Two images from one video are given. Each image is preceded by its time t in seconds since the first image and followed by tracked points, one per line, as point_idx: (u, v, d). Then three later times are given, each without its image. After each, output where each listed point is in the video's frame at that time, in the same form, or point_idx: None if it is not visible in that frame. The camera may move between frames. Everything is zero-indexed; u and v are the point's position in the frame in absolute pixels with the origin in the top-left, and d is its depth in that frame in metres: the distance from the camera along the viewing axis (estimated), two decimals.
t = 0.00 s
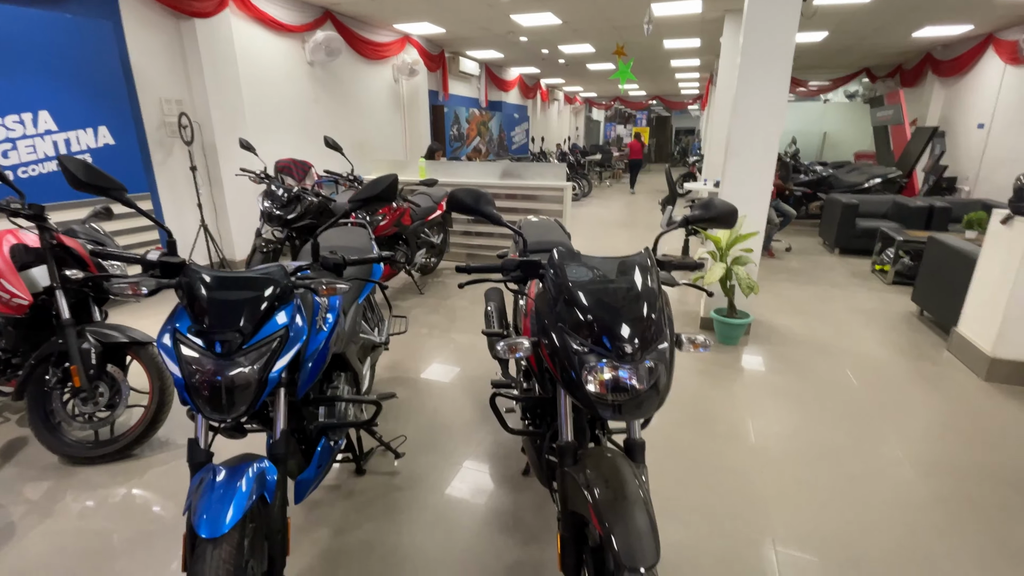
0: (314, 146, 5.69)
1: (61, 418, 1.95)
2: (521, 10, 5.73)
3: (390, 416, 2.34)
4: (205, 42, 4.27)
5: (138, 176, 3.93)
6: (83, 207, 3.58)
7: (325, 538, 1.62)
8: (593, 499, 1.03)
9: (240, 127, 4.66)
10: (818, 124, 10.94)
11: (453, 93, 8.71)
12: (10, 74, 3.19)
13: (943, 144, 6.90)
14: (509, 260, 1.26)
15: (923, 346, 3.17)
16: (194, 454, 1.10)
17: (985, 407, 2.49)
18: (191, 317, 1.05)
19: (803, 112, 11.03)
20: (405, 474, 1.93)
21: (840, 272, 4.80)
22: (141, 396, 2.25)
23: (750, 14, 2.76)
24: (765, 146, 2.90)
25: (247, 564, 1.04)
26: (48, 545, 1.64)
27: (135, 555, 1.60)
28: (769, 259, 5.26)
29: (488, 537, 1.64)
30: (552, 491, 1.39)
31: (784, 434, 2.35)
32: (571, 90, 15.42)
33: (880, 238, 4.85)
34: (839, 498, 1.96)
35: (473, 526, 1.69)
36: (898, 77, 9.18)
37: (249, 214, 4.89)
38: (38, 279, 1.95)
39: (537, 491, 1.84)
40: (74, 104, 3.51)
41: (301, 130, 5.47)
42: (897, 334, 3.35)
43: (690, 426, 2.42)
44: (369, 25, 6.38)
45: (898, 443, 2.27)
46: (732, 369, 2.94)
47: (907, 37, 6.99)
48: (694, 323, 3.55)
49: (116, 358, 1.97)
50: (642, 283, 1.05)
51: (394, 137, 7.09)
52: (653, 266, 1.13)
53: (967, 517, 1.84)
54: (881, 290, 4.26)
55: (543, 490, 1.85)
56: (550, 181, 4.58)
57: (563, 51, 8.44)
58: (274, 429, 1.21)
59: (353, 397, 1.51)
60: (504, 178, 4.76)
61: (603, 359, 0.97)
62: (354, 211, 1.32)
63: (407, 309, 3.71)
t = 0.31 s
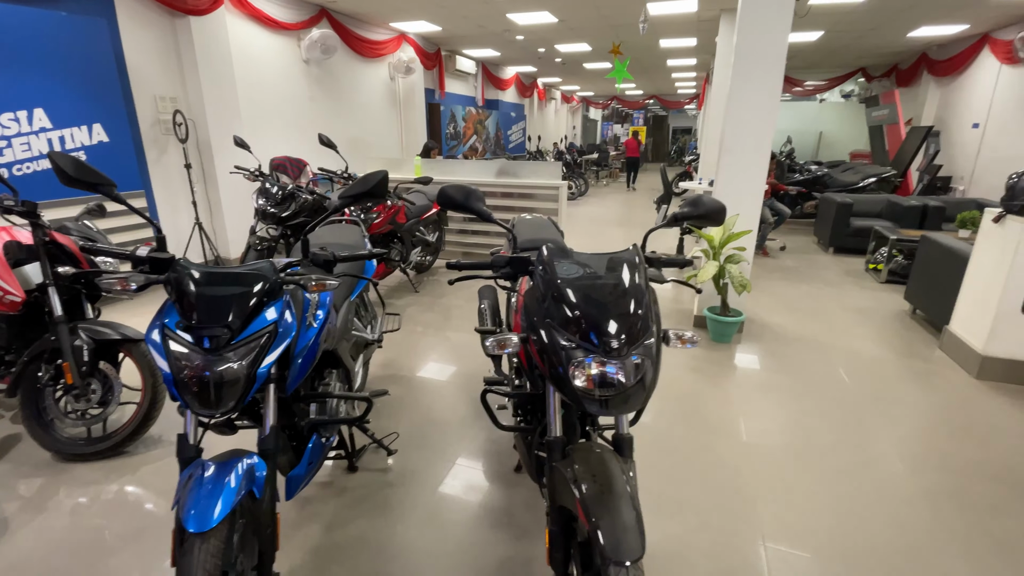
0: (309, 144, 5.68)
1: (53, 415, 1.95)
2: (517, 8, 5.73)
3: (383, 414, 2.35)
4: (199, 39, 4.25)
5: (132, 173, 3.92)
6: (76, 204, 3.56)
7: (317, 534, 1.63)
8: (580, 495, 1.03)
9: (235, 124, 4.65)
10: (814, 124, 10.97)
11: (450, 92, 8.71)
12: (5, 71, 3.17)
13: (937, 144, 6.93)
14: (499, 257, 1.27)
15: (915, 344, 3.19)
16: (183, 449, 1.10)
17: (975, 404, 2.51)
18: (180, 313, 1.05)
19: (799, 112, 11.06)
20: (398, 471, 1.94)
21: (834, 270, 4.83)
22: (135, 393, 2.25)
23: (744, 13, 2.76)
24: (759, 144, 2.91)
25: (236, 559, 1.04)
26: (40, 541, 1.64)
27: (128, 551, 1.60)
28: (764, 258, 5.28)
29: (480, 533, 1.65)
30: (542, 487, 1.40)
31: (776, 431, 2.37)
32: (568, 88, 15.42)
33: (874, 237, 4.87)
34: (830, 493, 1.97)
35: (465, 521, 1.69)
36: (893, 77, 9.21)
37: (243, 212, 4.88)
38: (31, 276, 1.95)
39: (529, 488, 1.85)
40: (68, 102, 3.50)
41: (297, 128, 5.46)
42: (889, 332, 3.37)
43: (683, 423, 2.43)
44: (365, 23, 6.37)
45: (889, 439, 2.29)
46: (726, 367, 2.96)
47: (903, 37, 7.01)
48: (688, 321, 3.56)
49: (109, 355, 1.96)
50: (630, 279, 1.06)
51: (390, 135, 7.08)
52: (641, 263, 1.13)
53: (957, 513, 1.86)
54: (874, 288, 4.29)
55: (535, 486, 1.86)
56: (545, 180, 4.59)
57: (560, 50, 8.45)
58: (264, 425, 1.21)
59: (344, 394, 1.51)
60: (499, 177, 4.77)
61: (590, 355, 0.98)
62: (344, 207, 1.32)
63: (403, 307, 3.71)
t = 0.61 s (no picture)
0: (316, 152, 5.75)
1: (58, 417, 1.98)
2: (521, 19, 5.80)
3: (382, 419, 2.37)
4: (209, 50, 4.34)
5: (140, 180, 3.99)
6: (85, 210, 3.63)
7: (313, 537, 1.65)
8: (568, 501, 1.05)
9: (242, 133, 4.73)
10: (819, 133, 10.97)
11: (455, 101, 8.80)
12: (19, 80, 3.26)
13: (942, 155, 6.92)
14: (492, 266, 1.30)
15: (917, 354, 3.18)
16: (181, 451, 1.13)
17: (976, 416, 2.49)
18: (180, 318, 1.09)
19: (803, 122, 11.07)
20: (395, 476, 1.96)
21: (837, 280, 4.82)
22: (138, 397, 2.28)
23: (743, 25, 2.79)
24: (758, 154, 2.93)
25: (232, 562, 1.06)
26: (42, 541, 1.67)
27: (128, 553, 1.62)
28: (767, 267, 5.28)
29: (474, 539, 1.66)
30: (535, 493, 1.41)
31: (775, 441, 2.36)
32: (573, 98, 15.52)
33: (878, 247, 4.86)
34: (826, 503, 1.97)
35: (460, 527, 1.71)
36: (899, 87, 9.21)
37: (249, 218, 4.95)
38: (39, 280, 1.99)
39: (524, 495, 1.86)
40: (79, 110, 3.58)
41: (303, 136, 5.54)
42: (891, 343, 3.36)
43: (680, 431, 2.44)
44: (372, 33, 6.47)
45: (888, 450, 2.28)
46: (725, 376, 2.96)
47: (907, 48, 7.03)
48: (689, 330, 3.57)
49: (114, 359, 2.00)
50: (618, 288, 1.08)
51: (395, 143, 7.16)
52: (630, 273, 1.16)
53: (954, 525, 1.85)
54: (877, 298, 4.27)
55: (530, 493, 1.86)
56: (548, 188, 4.63)
57: (564, 60, 8.53)
58: (260, 428, 1.24)
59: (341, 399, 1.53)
60: (502, 186, 4.81)
61: (578, 362, 1.00)
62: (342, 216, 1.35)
63: (405, 314, 3.74)
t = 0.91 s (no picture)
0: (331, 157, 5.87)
1: (76, 413, 2.06)
2: (533, 26, 5.86)
3: (388, 420, 2.42)
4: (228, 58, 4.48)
5: (160, 185, 4.13)
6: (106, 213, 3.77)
7: (316, 533, 1.69)
8: (556, 501, 1.07)
9: (259, 138, 4.86)
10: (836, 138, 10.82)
11: (469, 107, 8.89)
12: (46, 88, 3.39)
13: (962, 160, 6.76)
14: (489, 269, 1.34)
15: (929, 363, 3.13)
16: (187, 445, 1.18)
17: (987, 426, 2.45)
18: (188, 317, 1.14)
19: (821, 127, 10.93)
20: (397, 476, 2.00)
21: (851, 287, 4.75)
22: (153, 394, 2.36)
23: (751, 31, 2.80)
24: (766, 160, 2.92)
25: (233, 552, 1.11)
26: (59, 530, 1.74)
27: (138, 544, 1.69)
28: (779, 273, 5.23)
29: (473, 538, 1.69)
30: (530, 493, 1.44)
31: (778, 448, 2.35)
32: (587, 103, 15.55)
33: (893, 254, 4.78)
34: (828, 512, 1.96)
35: (458, 527, 1.74)
36: (918, 91, 9.06)
37: (265, 222, 5.07)
38: (61, 280, 2.08)
39: (523, 496, 1.88)
40: (104, 117, 3.72)
41: (318, 142, 5.66)
42: (904, 352, 3.31)
43: (682, 437, 2.44)
44: (387, 41, 6.59)
45: (894, 460, 2.25)
46: (731, 382, 2.95)
47: (925, 52, 6.92)
48: (696, 335, 3.56)
49: (130, 357, 2.08)
50: (608, 292, 1.11)
51: (409, 148, 7.26)
52: (621, 278, 1.18)
53: (959, 536, 1.82)
54: (892, 306, 4.20)
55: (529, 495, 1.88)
56: (558, 193, 4.66)
57: (577, 66, 8.57)
58: (263, 424, 1.29)
59: (344, 398, 1.58)
60: (513, 190, 4.85)
61: (566, 364, 1.02)
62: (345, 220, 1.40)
63: (414, 316, 3.79)
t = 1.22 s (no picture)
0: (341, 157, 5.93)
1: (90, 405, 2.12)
2: (542, 25, 5.88)
3: (392, 415, 2.45)
4: (240, 59, 4.55)
5: (174, 183, 4.21)
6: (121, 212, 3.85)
7: (319, 525, 1.72)
8: (551, 495, 1.08)
9: (270, 138, 4.93)
10: (850, 137, 10.67)
11: (478, 106, 8.92)
12: (63, 88, 3.47)
13: (977, 159, 6.63)
14: (487, 266, 1.37)
15: (939, 364, 3.09)
16: (193, 435, 1.21)
17: (996, 428, 2.42)
18: (194, 311, 1.17)
19: (834, 125, 10.80)
20: (400, 470, 2.03)
21: (862, 287, 4.69)
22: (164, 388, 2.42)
23: (758, 28, 2.78)
24: (772, 159, 2.90)
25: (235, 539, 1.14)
26: (72, 519, 1.80)
27: (149, 533, 1.74)
28: (789, 273, 5.18)
29: (473, 531, 1.71)
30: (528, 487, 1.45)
31: (777, 448, 2.35)
32: (598, 102, 15.49)
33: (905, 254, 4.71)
34: (829, 512, 1.95)
35: (459, 520, 1.76)
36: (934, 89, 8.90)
37: (276, 220, 5.15)
38: (77, 276, 2.15)
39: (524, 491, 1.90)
40: (119, 117, 3.80)
41: (329, 141, 5.72)
42: (913, 353, 3.27)
43: (685, 436, 2.44)
44: (397, 41, 6.64)
45: (899, 462, 2.23)
46: (737, 382, 2.94)
47: (942, 49, 6.81)
48: (702, 335, 3.54)
49: (143, 351, 2.14)
50: (603, 289, 1.12)
51: (418, 147, 7.31)
52: (617, 275, 1.19)
53: (962, 538, 1.81)
54: (903, 306, 4.15)
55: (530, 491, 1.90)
56: (565, 192, 4.67)
57: (587, 65, 8.56)
58: (267, 416, 1.32)
59: (347, 392, 1.62)
60: (520, 189, 4.87)
61: (560, 360, 1.04)
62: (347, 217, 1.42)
63: (421, 314, 3.83)
